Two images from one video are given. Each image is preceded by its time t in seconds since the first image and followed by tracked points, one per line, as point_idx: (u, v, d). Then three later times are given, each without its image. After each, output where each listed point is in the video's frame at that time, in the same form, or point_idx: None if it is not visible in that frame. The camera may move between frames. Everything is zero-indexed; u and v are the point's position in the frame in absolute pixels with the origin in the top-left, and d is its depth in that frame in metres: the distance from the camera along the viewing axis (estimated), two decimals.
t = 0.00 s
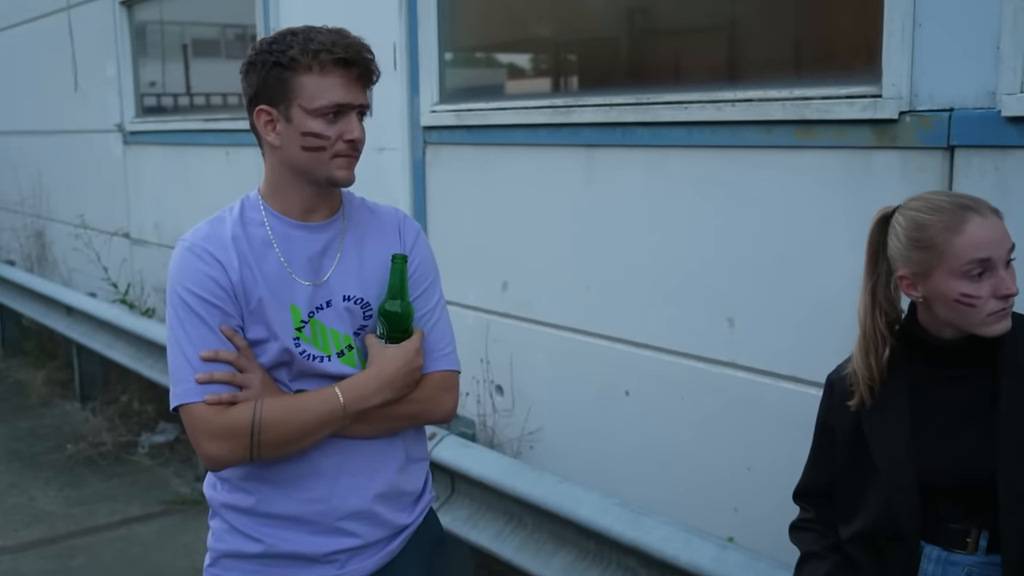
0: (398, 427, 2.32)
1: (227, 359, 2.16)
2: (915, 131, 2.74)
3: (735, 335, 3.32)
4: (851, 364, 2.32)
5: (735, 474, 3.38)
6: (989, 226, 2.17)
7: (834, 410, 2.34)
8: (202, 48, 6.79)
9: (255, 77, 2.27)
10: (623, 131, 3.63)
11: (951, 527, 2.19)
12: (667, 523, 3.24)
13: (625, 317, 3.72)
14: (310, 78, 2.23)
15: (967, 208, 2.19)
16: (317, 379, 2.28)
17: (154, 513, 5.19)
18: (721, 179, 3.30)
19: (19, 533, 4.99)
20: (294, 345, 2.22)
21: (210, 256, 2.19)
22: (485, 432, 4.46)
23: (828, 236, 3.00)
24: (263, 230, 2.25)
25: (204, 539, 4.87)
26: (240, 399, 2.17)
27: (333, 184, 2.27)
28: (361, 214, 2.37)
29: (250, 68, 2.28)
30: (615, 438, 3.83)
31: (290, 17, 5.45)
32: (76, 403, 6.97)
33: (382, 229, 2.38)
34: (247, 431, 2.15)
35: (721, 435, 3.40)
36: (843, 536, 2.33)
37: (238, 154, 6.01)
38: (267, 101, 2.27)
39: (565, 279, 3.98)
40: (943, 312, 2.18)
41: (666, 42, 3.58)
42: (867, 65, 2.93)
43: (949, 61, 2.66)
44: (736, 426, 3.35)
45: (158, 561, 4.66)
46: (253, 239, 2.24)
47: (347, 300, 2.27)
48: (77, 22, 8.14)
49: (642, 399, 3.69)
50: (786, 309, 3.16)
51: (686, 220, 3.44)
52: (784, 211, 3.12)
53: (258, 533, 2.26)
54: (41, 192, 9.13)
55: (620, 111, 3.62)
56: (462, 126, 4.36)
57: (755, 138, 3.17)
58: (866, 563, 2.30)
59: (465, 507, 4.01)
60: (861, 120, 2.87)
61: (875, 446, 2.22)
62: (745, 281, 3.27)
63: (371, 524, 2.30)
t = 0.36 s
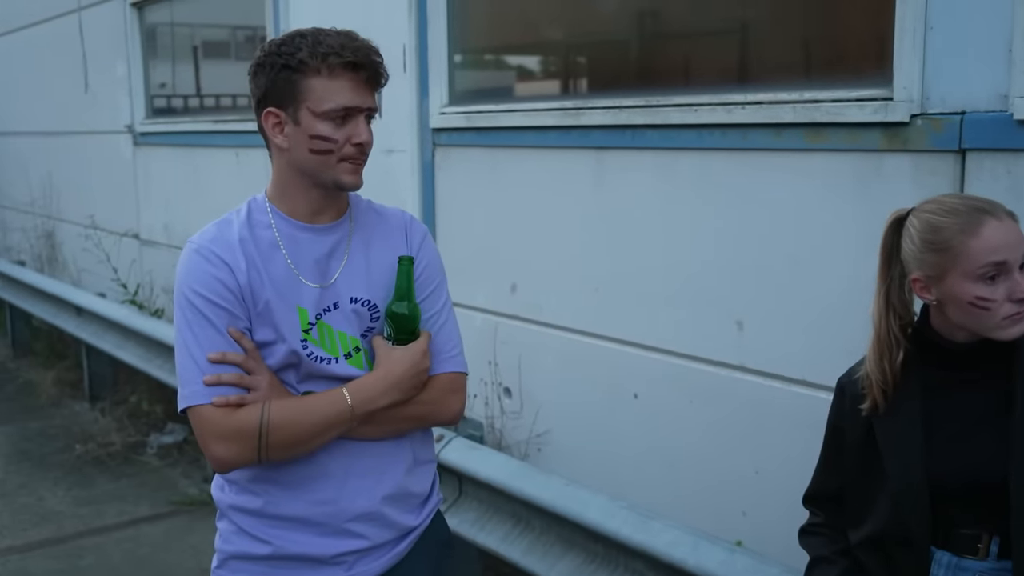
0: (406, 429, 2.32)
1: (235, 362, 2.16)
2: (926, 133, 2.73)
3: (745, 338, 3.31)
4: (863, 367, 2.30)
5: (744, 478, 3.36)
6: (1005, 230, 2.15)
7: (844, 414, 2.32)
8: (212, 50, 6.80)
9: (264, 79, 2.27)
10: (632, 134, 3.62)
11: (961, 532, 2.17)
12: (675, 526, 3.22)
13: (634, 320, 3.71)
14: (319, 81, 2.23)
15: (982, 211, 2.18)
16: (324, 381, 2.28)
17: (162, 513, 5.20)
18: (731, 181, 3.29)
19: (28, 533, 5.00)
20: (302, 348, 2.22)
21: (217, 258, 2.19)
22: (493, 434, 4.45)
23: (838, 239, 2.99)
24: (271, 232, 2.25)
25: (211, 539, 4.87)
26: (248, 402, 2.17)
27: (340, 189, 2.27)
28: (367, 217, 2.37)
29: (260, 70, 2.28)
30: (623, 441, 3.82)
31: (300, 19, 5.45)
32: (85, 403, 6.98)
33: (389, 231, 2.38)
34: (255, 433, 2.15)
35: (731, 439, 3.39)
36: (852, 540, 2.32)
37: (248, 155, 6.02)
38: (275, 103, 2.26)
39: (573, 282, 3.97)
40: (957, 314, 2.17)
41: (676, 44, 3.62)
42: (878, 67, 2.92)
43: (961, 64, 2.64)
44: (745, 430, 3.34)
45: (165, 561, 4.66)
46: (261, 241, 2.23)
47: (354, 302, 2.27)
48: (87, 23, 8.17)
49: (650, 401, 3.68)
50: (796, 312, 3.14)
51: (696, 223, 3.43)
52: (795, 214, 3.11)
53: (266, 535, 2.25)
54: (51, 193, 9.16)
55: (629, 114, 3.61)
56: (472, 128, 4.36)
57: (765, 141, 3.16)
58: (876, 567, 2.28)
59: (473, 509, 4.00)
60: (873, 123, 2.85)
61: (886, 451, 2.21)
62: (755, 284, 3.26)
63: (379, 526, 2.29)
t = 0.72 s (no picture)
0: (408, 431, 2.32)
1: (238, 363, 2.16)
2: (931, 136, 2.72)
3: (748, 341, 3.31)
4: (858, 370, 2.30)
5: (747, 481, 3.36)
6: (996, 233, 2.14)
7: (841, 418, 2.32)
8: (216, 51, 6.80)
9: (266, 81, 2.26)
10: (636, 135, 3.62)
11: (961, 534, 2.16)
12: (678, 528, 3.22)
13: (637, 322, 3.71)
14: (322, 82, 2.23)
15: (974, 215, 2.17)
16: (327, 383, 2.28)
17: (165, 514, 5.20)
18: (735, 184, 3.28)
19: (31, 533, 5.00)
20: (305, 349, 2.22)
21: (220, 260, 2.19)
22: (496, 436, 4.45)
23: (842, 241, 2.98)
24: (274, 233, 2.25)
25: (214, 540, 4.87)
26: (250, 403, 2.17)
27: (343, 188, 2.26)
28: (371, 218, 2.37)
29: (263, 71, 2.27)
30: (626, 442, 3.82)
31: (305, 20, 5.45)
32: (88, 403, 6.99)
33: (392, 233, 2.38)
34: (258, 435, 2.15)
35: (734, 442, 3.38)
36: (852, 544, 2.31)
37: (251, 156, 6.02)
38: (278, 104, 2.26)
39: (576, 284, 3.97)
40: (949, 318, 2.16)
41: (680, 46, 3.59)
42: (883, 70, 2.91)
43: (966, 67, 2.63)
44: (747, 432, 3.33)
45: (168, 562, 4.66)
46: (264, 243, 2.23)
47: (357, 304, 2.27)
48: (92, 25, 8.18)
49: (653, 403, 3.67)
50: (799, 315, 3.14)
51: (699, 224, 3.42)
52: (798, 216, 3.10)
53: (269, 536, 2.25)
54: (55, 194, 9.17)
55: (633, 116, 3.61)
56: (475, 130, 4.35)
57: (769, 143, 3.16)
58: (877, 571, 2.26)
59: (475, 510, 4.00)
60: (877, 126, 2.85)
61: (883, 454, 2.21)
62: (758, 286, 3.25)
63: (383, 527, 2.29)
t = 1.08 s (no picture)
0: (401, 431, 2.32)
1: (231, 363, 2.16)
2: (923, 136, 2.73)
3: (740, 340, 3.31)
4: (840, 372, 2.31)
5: (739, 480, 3.36)
6: (972, 232, 2.15)
7: (826, 420, 2.33)
8: (210, 49, 6.79)
9: (262, 78, 2.26)
10: (630, 135, 3.62)
11: (950, 533, 2.16)
12: (671, 527, 3.22)
13: (630, 321, 3.71)
14: (317, 82, 2.23)
15: (949, 214, 2.18)
16: (320, 383, 2.27)
17: (157, 513, 5.19)
18: (728, 184, 3.29)
19: (23, 533, 4.99)
20: (298, 349, 2.22)
21: (213, 259, 2.18)
22: (489, 435, 4.45)
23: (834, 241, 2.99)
24: (267, 233, 2.24)
25: (206, 540, 4.86)
26: (243, 403, 2.16)
27: (338, 187, 2.26)
28: (365, 217, 2.36)
29: (258, 70, 2.28)
30: (619, 441, 3.82)
31: (298, 19, 5.45)
32: (80, 403, 6.97)
33: (386, 234, 2.38)
34: (251, 435, 2.15)
35: (727, 442, 3.38)
36: (843, 545, 2.32)
37: (245, 155, 6.02)
38: (274, 103, 2.25)
39: (570, 283, 3.97)
40: (926, 316, 2.17)
41: (674, 46, 3.58)
42: (875, 70, 2.92)
43: (958, 67, 2.64)
44: (740, 432, 3.34)
45: (160, 562, 4.65)
46: (257, 242, 2.23)
47: (350, 304, 2.26)
48: (84, 23, 8.16)
49: (646, 402, 3.68)
50: (792, 315, 3.14)
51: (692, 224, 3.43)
52: (791, 216, 3.11)
53: (262, 536, 2.25)
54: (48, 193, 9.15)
55: (627, 115, 3.61)
56: (469, 129, 4.35)
57: (762, 143, 3.16)
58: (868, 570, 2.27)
59: (468, 510, 3.99)
60: (870, 126, 2.86)
61: (868, 455, 2.21)
62: (750, 286, 3.26)
63: (375, 527, 2.29)
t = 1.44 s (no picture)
0: (378, 428, 2.31)
1: (206, 360, 2.14)
2: (899, 133, 2.74)
3: (717, 336, 3.32)
4: (816, 366, 2.32)
5: (715, 476, 3.38)
6: (948, 226, 2.16)
7: (803, 415, 2.33)
8: (187, 45, 6.75)
9: (240, 74, 2.24)
10: (608, 132, 3.62)
11: (925, 525, 2.18)
12: (647, 523, 3.23)
13: (608, 317, 3.72)
14: (298, 78, 2.21)
15: (925, 209, 2.19)
16: (296, 380, 2.26)
17: (132, 512, 5.15)
18: (705, 180, 3.29)
19: None
20: (274, 346, 2.20)
21: (189, 255, 2.17)
22: (466, 432, 4.44)
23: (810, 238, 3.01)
24: (243, 229, 2.23)
25: (182, 538, 4.83)
26: (218, 399, 2.15)
27: (317, 185, 2.25)
28: (342, 213, 2.35)
29: (236, 65, 2.25)
30: (598, 437, 3.82)
31: (276, 14, 5.42)
32: (54, 401, 6.91)
33: (363, 230, 2.36)
34: (226, 432, 2.13)
35: (704, 437, 3.39)
36: (818, 539, 2.32)
37: (222, 151, 5.98)
38: (253, 99, 2.24)
39: (548, 280, 3.97)
40: (902, 310, 2.19)
41: (653, 43, 3.65)
42: (851, 67, 2.94)
43: (933, 64, 2.66)
44: (717, 427, 3.35)
45: (135, 561, 4.62)
46: (233, 238, 2.21)
47: (327, 300, 2.25)
48: (59, 17, 8.08)
49: (624, 398, 3.68)
50: (768, 311, 3.16)
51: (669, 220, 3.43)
52: (768, 212, 3.12)
53: (236, 534, 2.23)
54: (21, 188, 9.06)
55: (605, 112, 3.61)
56: (447, 125, 4.34)
57: (739, 139, 3.17)
58: (843, 564, 2.28)
59: (445, 507, 3.98)
60: (845, 123, 2.87)
61: (845, 448, 2.21)
62: (727, 282, 3.27)
63: (351, 524, 2.28)
